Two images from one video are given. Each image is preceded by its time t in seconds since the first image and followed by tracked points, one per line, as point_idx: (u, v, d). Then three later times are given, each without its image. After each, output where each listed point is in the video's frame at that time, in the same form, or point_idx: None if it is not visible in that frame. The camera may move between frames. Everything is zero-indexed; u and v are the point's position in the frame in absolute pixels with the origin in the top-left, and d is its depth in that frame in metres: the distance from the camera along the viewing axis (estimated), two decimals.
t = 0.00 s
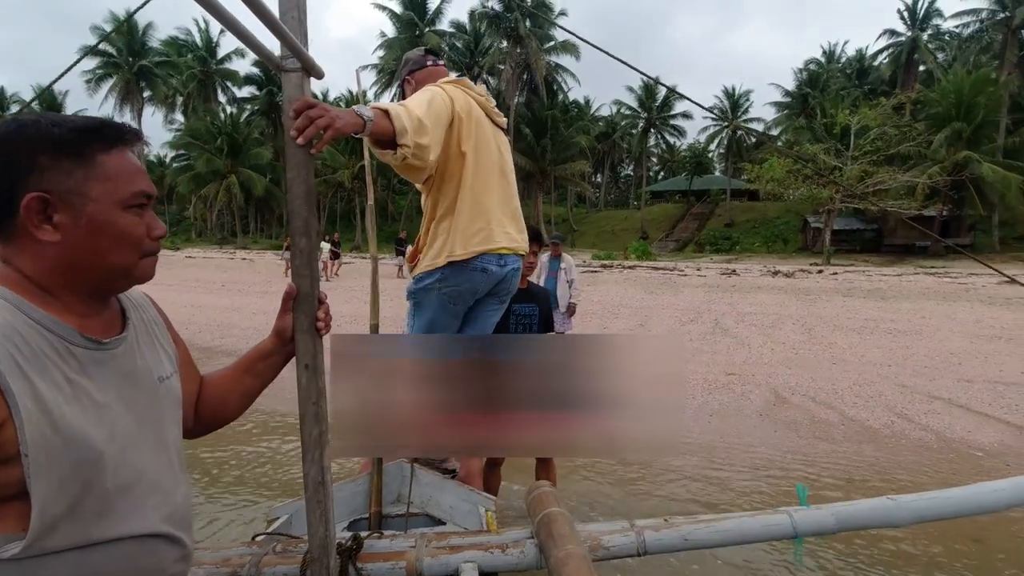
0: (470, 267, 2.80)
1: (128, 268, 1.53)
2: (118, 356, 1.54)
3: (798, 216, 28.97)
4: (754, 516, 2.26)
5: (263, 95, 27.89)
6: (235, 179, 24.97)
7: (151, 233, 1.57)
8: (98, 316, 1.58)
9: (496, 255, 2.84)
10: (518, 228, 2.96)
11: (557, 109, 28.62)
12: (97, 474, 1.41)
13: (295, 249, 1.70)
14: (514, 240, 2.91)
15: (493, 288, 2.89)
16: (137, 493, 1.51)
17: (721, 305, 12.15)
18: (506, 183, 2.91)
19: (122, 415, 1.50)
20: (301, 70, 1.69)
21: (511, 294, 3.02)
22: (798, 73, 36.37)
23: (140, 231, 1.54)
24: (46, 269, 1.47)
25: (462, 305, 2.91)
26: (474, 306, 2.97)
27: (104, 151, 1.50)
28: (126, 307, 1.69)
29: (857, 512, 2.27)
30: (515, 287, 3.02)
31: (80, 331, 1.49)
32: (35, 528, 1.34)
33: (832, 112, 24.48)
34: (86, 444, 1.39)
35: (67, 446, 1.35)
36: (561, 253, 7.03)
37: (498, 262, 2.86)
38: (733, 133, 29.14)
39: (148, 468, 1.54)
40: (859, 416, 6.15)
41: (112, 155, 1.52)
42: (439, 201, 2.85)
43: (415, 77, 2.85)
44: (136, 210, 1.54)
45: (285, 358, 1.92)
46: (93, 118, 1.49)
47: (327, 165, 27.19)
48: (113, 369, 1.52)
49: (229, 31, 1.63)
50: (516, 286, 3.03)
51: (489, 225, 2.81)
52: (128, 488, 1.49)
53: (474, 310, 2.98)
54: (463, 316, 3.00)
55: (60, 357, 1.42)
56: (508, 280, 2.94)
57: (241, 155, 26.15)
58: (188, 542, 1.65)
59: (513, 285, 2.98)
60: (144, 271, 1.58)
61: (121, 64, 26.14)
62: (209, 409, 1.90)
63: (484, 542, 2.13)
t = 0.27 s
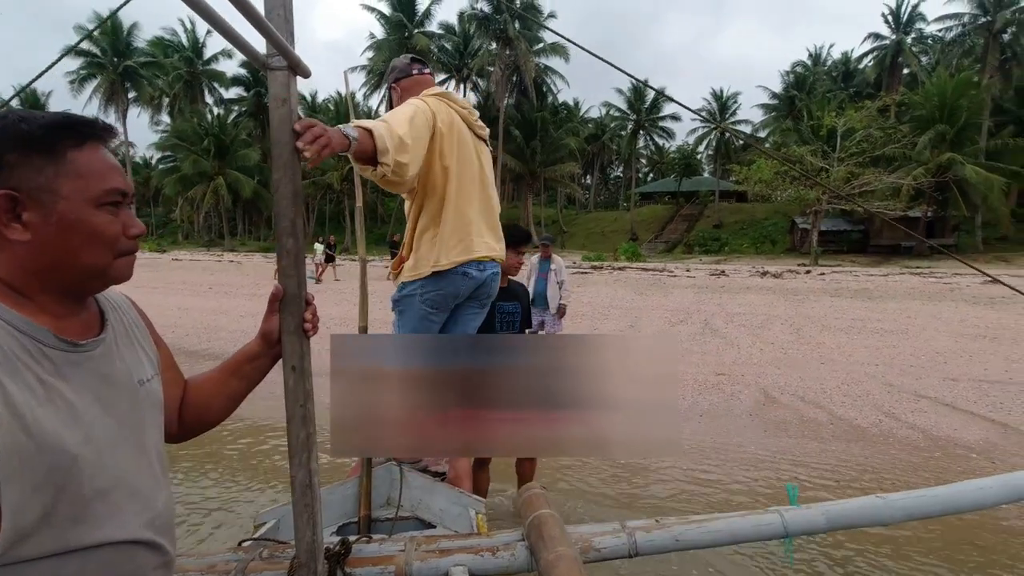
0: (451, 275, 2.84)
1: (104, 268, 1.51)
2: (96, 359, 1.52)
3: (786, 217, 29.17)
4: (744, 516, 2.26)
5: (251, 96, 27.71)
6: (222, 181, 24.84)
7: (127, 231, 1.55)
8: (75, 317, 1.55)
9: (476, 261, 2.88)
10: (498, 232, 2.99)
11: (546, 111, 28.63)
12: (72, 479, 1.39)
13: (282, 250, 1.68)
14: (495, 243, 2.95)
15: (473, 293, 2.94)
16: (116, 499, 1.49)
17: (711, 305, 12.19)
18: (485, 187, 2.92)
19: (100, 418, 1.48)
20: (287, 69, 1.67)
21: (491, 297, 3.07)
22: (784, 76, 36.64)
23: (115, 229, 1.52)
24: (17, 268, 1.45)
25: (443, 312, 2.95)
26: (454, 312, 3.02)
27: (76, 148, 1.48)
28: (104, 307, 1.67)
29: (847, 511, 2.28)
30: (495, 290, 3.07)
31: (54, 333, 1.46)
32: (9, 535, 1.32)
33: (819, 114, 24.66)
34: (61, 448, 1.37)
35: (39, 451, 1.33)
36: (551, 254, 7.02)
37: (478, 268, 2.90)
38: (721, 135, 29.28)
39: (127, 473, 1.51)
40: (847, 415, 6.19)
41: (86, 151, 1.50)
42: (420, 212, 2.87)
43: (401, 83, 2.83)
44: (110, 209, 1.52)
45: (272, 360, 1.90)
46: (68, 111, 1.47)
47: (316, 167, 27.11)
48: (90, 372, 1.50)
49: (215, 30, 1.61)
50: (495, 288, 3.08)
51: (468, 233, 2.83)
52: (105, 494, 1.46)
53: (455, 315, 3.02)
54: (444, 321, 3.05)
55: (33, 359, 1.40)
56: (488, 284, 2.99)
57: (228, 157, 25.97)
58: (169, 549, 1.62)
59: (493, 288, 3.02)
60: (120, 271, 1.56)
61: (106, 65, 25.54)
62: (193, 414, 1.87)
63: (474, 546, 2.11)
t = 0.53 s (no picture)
0: (436, 266, 3.00)
1: (95, 270, 1.50)
2: (81, 365, 1.49)
3: (773, 219, 29.37)
4: (734, 515, 2.26)
5: (238, 98, 27.61)
6: (208, 183, 24.67)
7: (115, 232, 1.54)
8: (59, 320, 1.53)
9: (459, 253, 3.05)
10: (480, 226, 3.16)
11: (535, 113, 28.67)
12: (57, 487, 1.37)
13: (270, 252, 1.66)
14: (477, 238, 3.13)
15: (460, 284, 3.09)
16: (101, 506, 1.47)
17: (699, 306, 12.24)
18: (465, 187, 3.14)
19: (84, 425, 1.45)
20: (273, 67, 1.66)
21: (480, 289, 3.22)
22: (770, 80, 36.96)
23: (105, 231, 1.51)
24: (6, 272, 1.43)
25: (434, 306, 3.11)
26: (444, 306, 3.17)
27: (64, 147, 1.47)
28: (88, 308, 1.64)
29: (837, 508, 2.29)
30: (482, 282, 3.22)
31: (38, 337, 1.44)
32: None
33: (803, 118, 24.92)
34: (46, 455, 1.35)
35: (22, 460, 1.31)
36: (541, 256, 7.01)
37: (461, 259, 3.06)
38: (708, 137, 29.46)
39: (112, 480, 1.49)
40: (833, 414, 6.23)
41: (72, 151, 1.48)
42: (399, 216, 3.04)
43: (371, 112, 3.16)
44: (99, 210, 1.50)
45: (259, 362, 1.88)
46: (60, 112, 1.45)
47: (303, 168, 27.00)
48: (74, 377, 1.47)
49: (200, 29, 1.59)
50: (483, 281, 3.23)
51: (449, 226, 3.02)
52: (91, 500, 1.44)
53: (446, 309, 3.18)
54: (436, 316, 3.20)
55: (17, 365, 1.38)
56: (474, 275, 3.14)
57: (214, 158, 25.80)
58: (154, 555, 1.60)
59: (480, 281, 3.19)
60: (108, 274, 1.54)
61: (88, 64, 25.41)
62: (178, 417, 1.85)
63: (463, 548, 2.10)
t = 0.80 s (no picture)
0: (405, 268, 3.04)
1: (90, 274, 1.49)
2: (65, 369, 1.47)
3: (761, 222, 29.53)
4: (724, 516, 2.26)
5: (225, 99, 27.47)
6: (195, 184, 24.46)
7: (109, 235, 1.53)
8: (43, 324, 1.50)
9: (432, 255, 3.08)
10: (454, 229, 3.18)
11: (524, 116, 28.68)
12: (38, 494, 1.35)
13: (257, 255, 1.65)
14: (449, 241, 3.14)
15: (434, 287, 3.11)
16: (86, 513, 1.44)
17: (688, 309, 12.29)
18: (445, 194, 3.20)
19: (68, 432, 1.43)
20: (261, 69, 1.65)
21: (459, 293, 3.21)
22: (757, 84, 37.22)
23: (100, 235, 1.50)
24: None
25: (409, 308, 3.16)
26: (423, 308, 3.21)
27: (58, 150, 1.46)
28: (74, 312, 1.62)
29: (825, 508, 2.30)
30: (462, 286, 3.21)
31: (21, 342, 1.42)
32: None
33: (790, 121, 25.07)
34: (27, 464, 1.32)
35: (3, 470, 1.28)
36: (531, 258, 6.99)
37: (433, 261, 3.09)
38: (696, 141, 29.60)
39: (96, 487, 1.47)
40: (820, 416, 6.26)
41: (67, 153, 1.47)
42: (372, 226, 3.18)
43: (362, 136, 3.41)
44: (95, 213, 1.50)
45: (246, 365, 1.86)
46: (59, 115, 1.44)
47: (291, 170, 26.86)
48: (58, 382, 1.45)
49: (187, 29, 1.58)
50: (462, 285, 3.22)
51: (420, 229, 3.07)
52: (76, 508, 1.42)
53: (424, 311, 3.22)
54: (416, 319, 3.26)
55: None
56: (450, 278, 3.15)
57: (201, 159, 25.60)
58: (139, 562, 1.58)
59: (458, 285, 3.19)
60: (99, 278, 1.53)
61: (73, 64, 25.19)
62: (165, 421, 1.83)
63: (453, 552, 2.09)
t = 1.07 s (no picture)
0: (392, 268, 3.05)
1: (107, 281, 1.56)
2: (55, 373, 1.46)
3: (753, 225, 29.60)
4: (716, 516, 2.27)
5: (217, 100, 27.42)
6: (187, 185, 24.31)
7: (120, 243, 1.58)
8: (33, 328, 1.49)
9: (419, 253, 3.08)
10: (441, 227, 3.18)
11: (517, 119, 28.71)
12: (36, 500, 1.34)
13: (248, 257, 1.64)
14: (436, 238, 3.14)
15: (422, 285, 3.11)
16: (75, 517, 1.43)
17: (681, 312, 12.30)
18: (435, 192, 3.20)
19: (62, 436, 1.42)
20: (252, 70, 1.64)
21: (449, 291, 3.20)
22: (749, 88, 37.39)
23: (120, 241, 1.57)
24: (24, 280, 1.45)
25: (400, 307, 3.17)
26: (414, 306, 3.22)
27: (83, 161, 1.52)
28: (67, 317, 1.61)
29: (816, 508, 2.30)
30: (452, 284, 3.20)
31: (14, 344, 1.39)
32: None
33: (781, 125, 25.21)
34: (22, 468, 1.30)
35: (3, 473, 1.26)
36: (525, 261, 7.00)
37: (422, 259, 3.09)
38: (689, 143, 29.71)
39: (87, 490, 1.46)
40: (812, 417, 6.29)
41: (90, 166, 1.54)
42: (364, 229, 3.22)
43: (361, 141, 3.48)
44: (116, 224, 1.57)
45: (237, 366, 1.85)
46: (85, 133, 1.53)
47: (284, 172, 26.82)
48: (51, 386, 1.44)
49: (177, 30, 1.57)
50: (453, 282, 3.21)
51: (406, 228, 3.07)
52: (67, 510, 1.41)
53: (416, 310, 3.22)
54: (408, 317, 3.26)
55: None
56: (439, 276, 3.14)
57: (193, 161, 25.51)
58: (129, 567, 1.57)
59: (448, 283, 3.18)
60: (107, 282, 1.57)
61: (64, 64, 25.08)
62: (154, 425, 1.81)
63: (447, 554, 2.08)
